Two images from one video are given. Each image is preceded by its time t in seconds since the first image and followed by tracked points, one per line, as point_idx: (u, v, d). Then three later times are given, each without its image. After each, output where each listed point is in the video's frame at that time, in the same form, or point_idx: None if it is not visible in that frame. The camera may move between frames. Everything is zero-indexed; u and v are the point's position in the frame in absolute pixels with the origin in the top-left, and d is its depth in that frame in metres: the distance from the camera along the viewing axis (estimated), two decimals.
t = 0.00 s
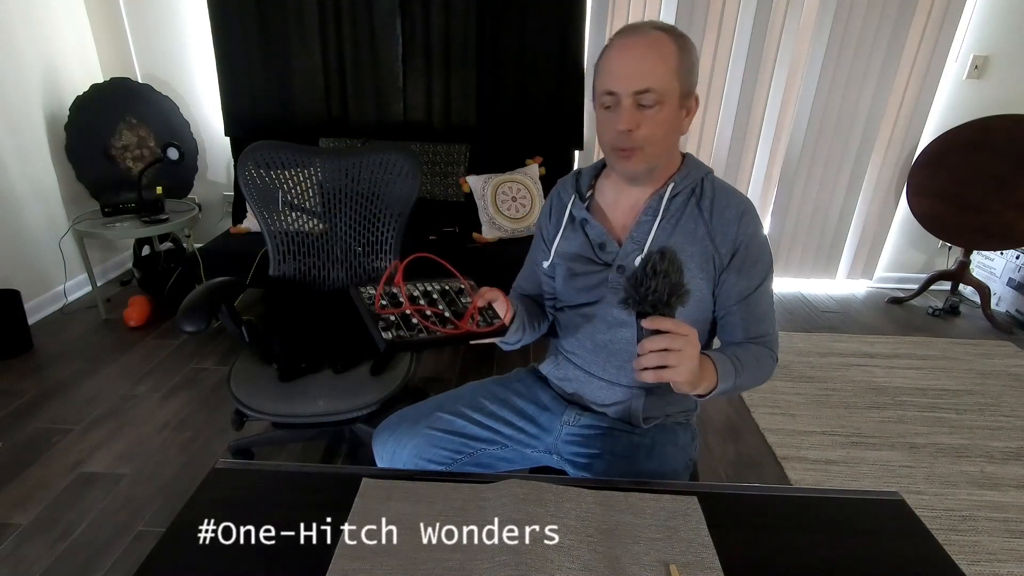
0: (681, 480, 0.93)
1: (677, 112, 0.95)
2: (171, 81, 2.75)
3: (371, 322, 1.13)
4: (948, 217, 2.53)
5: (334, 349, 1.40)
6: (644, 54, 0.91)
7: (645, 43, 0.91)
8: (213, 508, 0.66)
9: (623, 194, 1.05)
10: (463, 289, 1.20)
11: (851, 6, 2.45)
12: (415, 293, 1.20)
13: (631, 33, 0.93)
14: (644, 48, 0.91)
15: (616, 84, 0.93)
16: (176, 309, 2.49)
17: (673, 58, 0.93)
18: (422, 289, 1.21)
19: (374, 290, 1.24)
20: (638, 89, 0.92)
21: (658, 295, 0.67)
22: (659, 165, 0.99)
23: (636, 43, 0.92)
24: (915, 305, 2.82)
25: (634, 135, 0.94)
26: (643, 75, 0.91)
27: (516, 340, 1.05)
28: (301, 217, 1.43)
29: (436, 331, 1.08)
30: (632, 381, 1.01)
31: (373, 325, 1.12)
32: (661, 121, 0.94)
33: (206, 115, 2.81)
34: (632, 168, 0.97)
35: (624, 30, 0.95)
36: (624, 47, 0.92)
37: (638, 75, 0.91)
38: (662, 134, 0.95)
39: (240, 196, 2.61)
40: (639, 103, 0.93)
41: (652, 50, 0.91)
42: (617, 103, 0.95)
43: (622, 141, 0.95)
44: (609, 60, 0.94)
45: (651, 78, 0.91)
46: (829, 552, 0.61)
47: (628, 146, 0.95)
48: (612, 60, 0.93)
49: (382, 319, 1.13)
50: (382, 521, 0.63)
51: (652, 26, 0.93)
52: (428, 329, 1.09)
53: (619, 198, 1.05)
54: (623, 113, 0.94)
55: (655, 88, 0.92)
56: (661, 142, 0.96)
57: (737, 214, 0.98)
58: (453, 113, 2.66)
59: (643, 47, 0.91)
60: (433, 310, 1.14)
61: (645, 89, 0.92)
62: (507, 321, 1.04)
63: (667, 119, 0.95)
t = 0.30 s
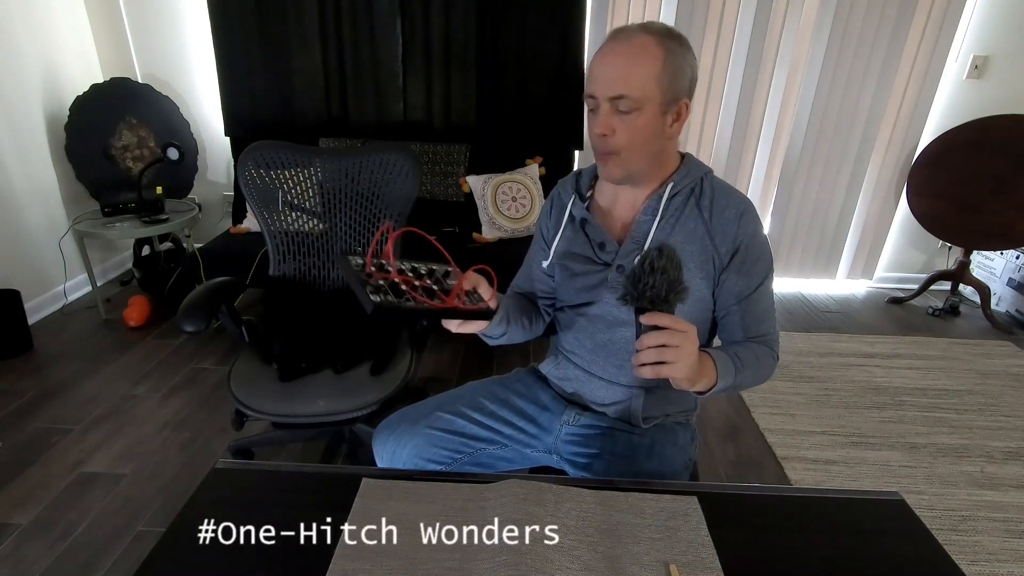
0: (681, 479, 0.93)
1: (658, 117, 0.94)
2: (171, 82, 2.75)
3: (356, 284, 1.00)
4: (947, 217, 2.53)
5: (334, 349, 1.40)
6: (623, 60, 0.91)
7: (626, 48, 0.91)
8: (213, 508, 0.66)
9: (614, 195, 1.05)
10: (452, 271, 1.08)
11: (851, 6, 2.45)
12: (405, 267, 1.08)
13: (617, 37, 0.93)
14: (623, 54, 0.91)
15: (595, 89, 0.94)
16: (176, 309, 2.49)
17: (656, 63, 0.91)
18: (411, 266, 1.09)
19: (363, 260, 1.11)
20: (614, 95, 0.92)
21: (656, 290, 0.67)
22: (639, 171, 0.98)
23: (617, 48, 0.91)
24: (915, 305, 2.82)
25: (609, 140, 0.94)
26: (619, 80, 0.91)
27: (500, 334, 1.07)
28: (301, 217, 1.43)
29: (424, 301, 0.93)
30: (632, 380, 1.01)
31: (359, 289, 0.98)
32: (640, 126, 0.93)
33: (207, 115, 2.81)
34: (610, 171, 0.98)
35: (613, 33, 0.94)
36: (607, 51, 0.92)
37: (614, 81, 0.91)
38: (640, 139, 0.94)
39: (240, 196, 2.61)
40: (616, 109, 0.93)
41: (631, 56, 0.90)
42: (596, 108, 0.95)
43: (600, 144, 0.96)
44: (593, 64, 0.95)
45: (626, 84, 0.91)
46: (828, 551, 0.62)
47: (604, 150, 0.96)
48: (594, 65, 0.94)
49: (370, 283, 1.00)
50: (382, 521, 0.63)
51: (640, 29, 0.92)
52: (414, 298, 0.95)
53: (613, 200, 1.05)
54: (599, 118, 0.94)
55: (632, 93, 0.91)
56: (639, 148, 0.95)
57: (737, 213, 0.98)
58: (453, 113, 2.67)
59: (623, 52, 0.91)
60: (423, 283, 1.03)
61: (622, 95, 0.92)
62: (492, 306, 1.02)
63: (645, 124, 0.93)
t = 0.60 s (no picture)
0: (681, 479, 0.93)
1: (655, 118, 0.94)
2: (171, 81, 2.75)
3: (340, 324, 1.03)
4: (947, 217, 2.53)
5: (334, 349, 1.40)
6: (621, 60, 0.90)
7: (625, 48, 0.91)
8: (213, 508, 0.66)
9: (612, 196, 1.05)
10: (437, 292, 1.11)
11: (851, 6, 2.45)
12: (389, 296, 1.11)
13: (616, 36, 0.93)
14: (621, 54, 0.91)
15: (594, 89, 0.94)
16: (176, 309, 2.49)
17: (654, 64, 0.91)
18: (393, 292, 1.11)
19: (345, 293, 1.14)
20: (612, 95, 0.92)
21: (659, 293, 0.67)
22: (636, 171, 0.98)
23: (616, 48, 0.91)
24: (915, 305, 2.82)
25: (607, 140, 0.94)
26: (618, 80, 0.91)
27: (496, 343, 1.06)
28: (301, 217, 1.43)
29: (409, 333, 0.98)
30: (633, 381, 1.01)
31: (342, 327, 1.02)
32: (637, 127, 0.93)
33: (207, 115, 2.81)
34: (607, 172, 0.99)
35: (613, 32, 0.94)
36: (606, 50, 0.92)
37: (612, 81, 0.91)
38: (638, 139, 0.95)
39: (240, 196, 2.60)
40: (614, 109, 0.93)
41: (629, 57, 0.90)
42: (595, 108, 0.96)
43: (597, 144, 0.96)
44: (591, 63, 0.95)
45: (624, 84, 0.91)
46: (827, 551, 0.61)
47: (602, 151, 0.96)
48: (593, 64, 0.94)
49: (354, 320, 1.03)
50: (383, 520, 0.63)
51: (639, 28, 0.92)
52: (396, 332, 1.00)
53: (613, 198, 1.05)
54: (597, 118, 0.95)
55: (629, 94, 0.91)
56: (637, 148, 0.95)
57: (736, 213, 0.98)
58: (453, 113, 2.67)
59: (621, 53, 0.91)
60: (406, 312, 1.05)
61: (620, 96, 0.91)
62: (484, 323, 1.03)
63: (643, 124, 0.93)
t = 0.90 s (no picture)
0: (681, 480, 0.94)
1: (668, 108, 0.96)
2: (171, 82, 2.75)
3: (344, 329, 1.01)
4: (947, 217, 2.53)
5: (333, 350, 1.40)
6: (636, 48, 0.92)
7: (640, 37, 0.92)
8: (213, 508, 0.66)
9: (615, 193, 1.05)
10: (444, 297, 1.08)
11: (850, 6, 2.45)
12: (394, 301, 1.09)
13: (627, 27, 0.94)
14: (635, 43, 0.92)
15: (609, 76, 0.94)
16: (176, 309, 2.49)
17: (667, 56, 0.93)
18: (400, 297, 1.09)
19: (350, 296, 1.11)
20: (629, 82, 0.93)
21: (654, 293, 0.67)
22: (648, 161, 0.99)
23: (630, 37, 0.93)
24: (915, 305, 2.82)
25: (625, 125, 0.94)
26: (635, 67, 0.92)
27: (497, 347, 1.06)
28: (301, 217, 1.43)
29: (413, 341, 0.97)
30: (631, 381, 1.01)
31: (347, 333, 1.00)
32: (652, 115, 0.94)
33: (207, 115, 2.81)
34: (619, 159, 0.97)
35: (622, 25, 0.96)
36: (620, 39, 0.93)
37: (629, 68, 0.92)
38: (652, 127, 0.95)
39: (240, 196, 2.60)
40: (630, 96, 0.94)
41: (645, 44, 0.92)
42: (609, 96, 0.96)
43: (613, 131, 0.95)
44: (602, 53, 0.95)
45: (642, 71, 0.92)
46: (826, 551, 0.62)
47: (620, 136, 0.95)
48: (606, 53, 0.94)
49: (358, 325, 1.02)
50: (382, 520, 0.63)
51: (649, 22, 0.94)
52: (400, 339, 0.98)
53: (613, 197, 1.06)
54: (613, 104, 0.94)
55: (647, 81, 0.93)
56: (652, 136, 0.96)
57: (731, 211, 0.98)
58: (453, 113, 2.67)
59: (635, 42, 0.92)
60: (411, 318, 1.03)
61: (637, 83, 0.93)
62: (487, 331, 1.04)
63: (657, 113, 0.95)
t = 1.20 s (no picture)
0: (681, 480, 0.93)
1: (671, 105, 0.98)
2: (171, 82, 2.75)
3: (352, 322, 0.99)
4: (947, 217, 2.53)
5: (333, 350, 1.40)
6: (642, 46, 0.93)
7: (643, 35, 0.94)
8: (213, 508, 0.66)
9: (614, 192, 1.05)
10: (452, 297, 1.08)
11: (851, 6, 2.45)
12: (403, 297, 1.07)
13: (628, 25, 0.95)
14: (640, 41, 0.93)
15: (616, 72, 0.94)
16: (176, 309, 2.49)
17: (669, 54, 0.95)
18: (409, 293, 1.08)
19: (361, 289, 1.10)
20: (637, 78, 0.94)
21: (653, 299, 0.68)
22: (656, 155, 0.99)
23: (633, 35, 0.94)
24: (915, 305, 2.82)
25: (635, 120, 0.94)
26: (642, 64, 0.93)
27: (500, 348, 1.07)
28: (301, 217, 1.43)
29: (420, 337, 0.95)
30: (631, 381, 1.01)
31: (355, 326, 0.98)
32: (659, 110, 0.95)
33: (206, 115, 2.80)
34: (629, 156, 0.97)
35: (620, 23, 0.97)
36: (623, 37, 0.94)
37: (637, 64, 0.93)
38: (659, 123, 0.96)
39: (240, 196, 2.60)
40: (637, 92, 0.95)
41: (649, 42, 0.94)
42: (615, 93, 0.96)
43: (622, 127, 0.95)
44: (605, 49, 0.95)
45: (650, 68, 0.93)
46: (827, 551, 0.62)
47: (630, 132, 0.95)
48: (610, 50, 0.95)
49: (366, 318, 1.00)
50: (383, 520, 0.63)
51: (648, 22, 0.96)
52: (407, 334, 0.95)
53: (610, 197, 1.06)
54: (622, 100, 0.94)
55: (655, 77, 0.94)
56: (659, 132, 0.97)
57: (725, 209, 0.98)
58: (453, 113, 2.67)
59: (639, 40, 0.93)
60: (419, 315, 1.01)
61: (645, 77, 0.94)
62: (492, 332, 1.04)
63: (663, 110, 0.96)
